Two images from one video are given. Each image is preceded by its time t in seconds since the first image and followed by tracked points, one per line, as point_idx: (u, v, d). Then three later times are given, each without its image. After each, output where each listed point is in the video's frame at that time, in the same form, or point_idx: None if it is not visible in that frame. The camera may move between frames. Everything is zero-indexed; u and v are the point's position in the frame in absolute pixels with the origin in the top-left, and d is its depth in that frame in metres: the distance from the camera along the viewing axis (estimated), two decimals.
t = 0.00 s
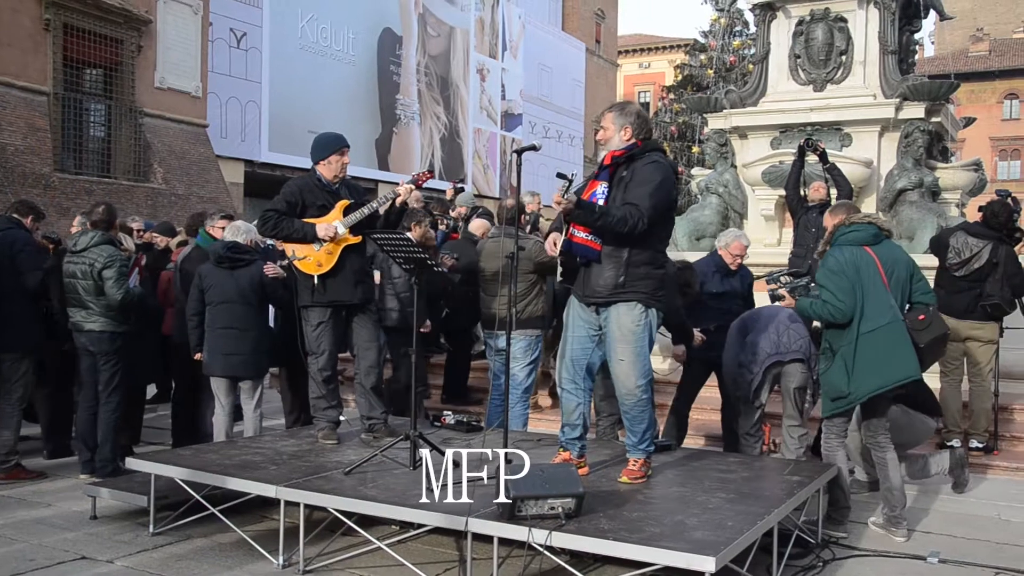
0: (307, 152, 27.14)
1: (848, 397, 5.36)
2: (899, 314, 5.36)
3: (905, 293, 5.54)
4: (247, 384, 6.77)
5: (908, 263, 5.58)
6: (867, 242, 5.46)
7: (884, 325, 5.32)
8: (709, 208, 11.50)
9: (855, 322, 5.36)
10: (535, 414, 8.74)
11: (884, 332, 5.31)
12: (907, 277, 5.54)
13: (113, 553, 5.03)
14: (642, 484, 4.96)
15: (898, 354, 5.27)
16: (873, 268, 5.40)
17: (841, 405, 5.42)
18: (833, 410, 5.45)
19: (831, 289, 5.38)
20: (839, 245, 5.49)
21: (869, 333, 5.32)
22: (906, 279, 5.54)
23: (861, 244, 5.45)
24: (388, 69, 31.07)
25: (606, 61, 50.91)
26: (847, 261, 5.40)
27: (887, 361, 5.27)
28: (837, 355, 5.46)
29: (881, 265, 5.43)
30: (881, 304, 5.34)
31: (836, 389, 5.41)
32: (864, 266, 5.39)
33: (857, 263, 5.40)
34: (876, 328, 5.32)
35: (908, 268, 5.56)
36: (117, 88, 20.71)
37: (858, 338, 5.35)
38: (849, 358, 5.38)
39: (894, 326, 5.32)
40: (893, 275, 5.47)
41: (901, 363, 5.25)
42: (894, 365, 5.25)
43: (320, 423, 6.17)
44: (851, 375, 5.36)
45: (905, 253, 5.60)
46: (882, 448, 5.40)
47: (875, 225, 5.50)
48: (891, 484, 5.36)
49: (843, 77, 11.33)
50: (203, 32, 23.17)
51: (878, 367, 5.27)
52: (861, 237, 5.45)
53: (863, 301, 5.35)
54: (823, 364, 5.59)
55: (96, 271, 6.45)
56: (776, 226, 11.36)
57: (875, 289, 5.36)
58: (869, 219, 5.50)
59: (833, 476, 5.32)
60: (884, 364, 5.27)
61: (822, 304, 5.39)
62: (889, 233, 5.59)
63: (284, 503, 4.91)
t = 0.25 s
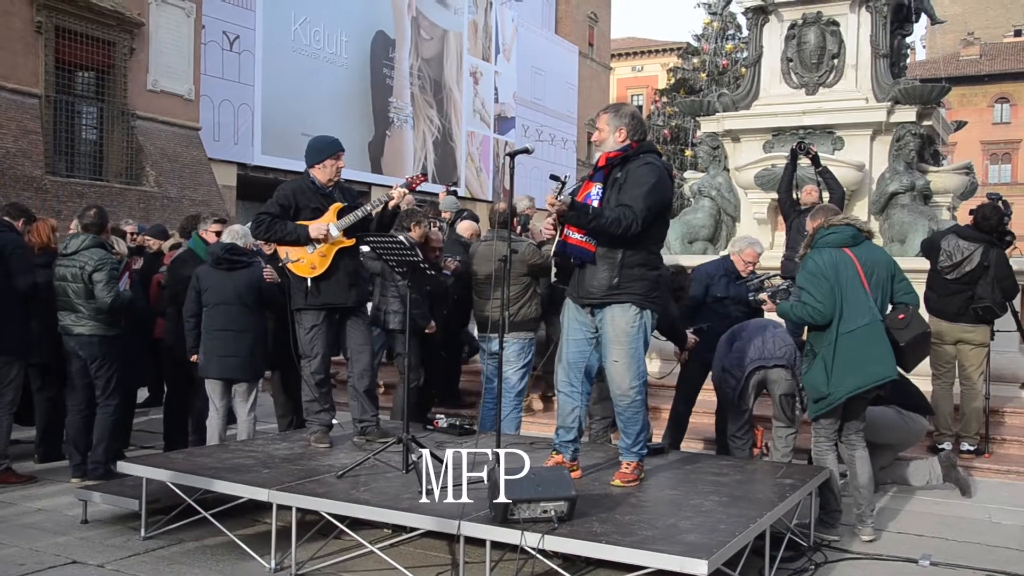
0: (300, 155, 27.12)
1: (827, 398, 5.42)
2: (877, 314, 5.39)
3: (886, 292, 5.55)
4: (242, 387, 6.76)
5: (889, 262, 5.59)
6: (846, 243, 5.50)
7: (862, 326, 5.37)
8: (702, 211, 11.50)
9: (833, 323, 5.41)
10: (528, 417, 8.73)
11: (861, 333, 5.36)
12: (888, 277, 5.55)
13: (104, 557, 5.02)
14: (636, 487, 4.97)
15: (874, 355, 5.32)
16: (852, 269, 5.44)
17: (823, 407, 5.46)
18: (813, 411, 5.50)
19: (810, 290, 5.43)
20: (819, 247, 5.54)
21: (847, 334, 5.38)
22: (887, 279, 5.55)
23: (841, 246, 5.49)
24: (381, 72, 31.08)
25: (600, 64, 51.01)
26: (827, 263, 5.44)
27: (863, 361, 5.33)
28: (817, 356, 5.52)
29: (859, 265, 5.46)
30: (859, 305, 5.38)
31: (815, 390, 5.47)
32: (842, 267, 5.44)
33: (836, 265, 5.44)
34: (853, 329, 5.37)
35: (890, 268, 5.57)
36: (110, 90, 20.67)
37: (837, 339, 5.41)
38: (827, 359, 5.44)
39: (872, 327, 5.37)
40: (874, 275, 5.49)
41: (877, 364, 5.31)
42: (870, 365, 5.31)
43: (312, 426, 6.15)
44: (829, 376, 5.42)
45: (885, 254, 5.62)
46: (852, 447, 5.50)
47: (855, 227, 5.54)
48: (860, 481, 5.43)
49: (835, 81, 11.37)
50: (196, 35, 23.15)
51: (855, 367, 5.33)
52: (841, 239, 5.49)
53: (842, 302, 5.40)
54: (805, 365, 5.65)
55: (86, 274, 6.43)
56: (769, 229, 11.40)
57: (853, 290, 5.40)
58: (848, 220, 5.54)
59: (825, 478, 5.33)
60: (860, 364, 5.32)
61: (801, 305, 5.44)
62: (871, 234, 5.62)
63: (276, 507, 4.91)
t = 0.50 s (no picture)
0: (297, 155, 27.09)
1: (823, 398, 5.44)
2: (874, 316, 5.39)
3: (885, 294, 5.53)
4: (242, 385, 6.77)
5: (890, 264, 5.57)
6: (846, 244, 5.50)
7: (858, 327, 5.37)
8: (699, 210, 11.51)
9: (830, 323, 5.44)
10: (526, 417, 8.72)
11: (857, 333, 5.36)
12: (888, 279, 5.53)
13: (101, 557, 5.01)
14: (633, 486, 4.97)
15: (871, 355, 5.32)
16: (850, 269, 5.44)
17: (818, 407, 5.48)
18: (810, 410, 5.53)
19: (807, 290, 5.47)
20: (819, 246, 5.56)
21: (843, 334, 5.39)
22: (887, 281, 5.53)
23: (840, 246, 5.50)
24: (378, 72, 31.07)
25: (596, 64, 50.99)
26: (825, 263, 5.47)
27: (859, 362, 5.33)
28: (814, 355, 5.55)
29: (858, 266, 5.45)
30: (855, 306, 5.38)
31: (812, 389, 5.49)
32: (840, 268, 5.45)
33: (834, 265, 5.46)
34: (849, 329, 5.38)
35: (890, 270, 5.55)
36: (106, 90, 20.65)
37: (833, 339, 5.43)
38: (824, 359, 5.46)
39: (868, 327, 5.36)
40: (874, 277, 5.47)
41: (873, 364, 5.30)
42: (865, 366, 5.31)
43: (309, 426, 6.14)
44: (825, 375, 5.44)
45: (887, 255, 5.59)
46: (851, 449, 5.51)
47: (856, 228, 5.54)
48: (852, 484, 5.48)
49: (831, 81, 11.38)
50: (192, 35, 23.12)
51: (850, 367, 5.34)
52: (840, 239, 5.50)
53: (839, 302, 5.42)
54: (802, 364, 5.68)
55: (85, 274, 6.44)
56: (766, 229, 11.43)
57: (850, 291, 5.41)
58: (849, 221, 5.54)
59: (822, 476, 5.35)
60: (856, 365, 5.33)
61: (798, 305, 5.49)
62: (872, 235, 5.61)
63: (273, 506, 4.91)
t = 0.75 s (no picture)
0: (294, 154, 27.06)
1: (823, 396, 5.44)
2: (874, 314, 5.38)
3: (887, 293, 5.52)
4: (242, 384, 6.76)
5: (893, 264, 5.56)
6: (849, 243, 5.51)
7: (857, 325, 5.37)
8: (696, 209, 11.54)
9: (830, 321, 5.45)
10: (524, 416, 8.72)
11: (856, 331, 5.36)
12: (891, 278, 5.52)
13: (98, 557, 5.00)
14: (631, 484, 4.97)
15: (870, 354, 5.31)
16: (851, 268, 5.45)
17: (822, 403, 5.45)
18: (809, 408, 5.53)
19: (807, 287, 5.49)
20: (822, 245, 5.57)
21: (842, 332, 5.40)
22: (890, 281, 5.52)
23: (842, 245, 5.51)
24: (375, 70, 31.04)
25: (594, 62, 50.95)
26: (826, 261, 5.48)
27: (857, 360, 5.32)
28: (815, 353, 5.56)
29: (860, 265, 5.45)
30: (855, 304, 5.39)
31: (812, 387, 5.50)
32: (842, 267, 5.46)
33: (835, 264, 5.47)
34: (848, 327, 5.38)
35: (893, 269, 5.54)
36: (103, 89, 20.61)
37: (832, 337, 5.44)
38: (824, 357, 5.48)
39: (867, 326, 5.35)
40: (875, 276, 5.46)
41: (872, 362, 5.29)
42: (864, 364, 5.30)
43: (307, 425, 6.13)
44: (825, 374, 5.46)
45: (890, 256, 5.58)
46: (853, 448, 5.51)
47: (860, 227, 5.54)
48: (853, 483, 5.49)
49: (829, 79, 11.37)
50: (189, 33, 23.08)
51: (849, 365, 5.34)
52: (843, 238, 5.51)
53: (839, 301, 5.42)
54: (803, 363, 5.69)
55: (87, 273, 6.43)
56: (764, 227, 11.44)
57: (850, 290, 5.41)
58: (853, 220, 5.54)
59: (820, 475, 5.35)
60: (855, 363, 5.33)
61: (799, 302, 5.51)
62: (876, 235, 5.60)
63: (271, 506, 4.90)
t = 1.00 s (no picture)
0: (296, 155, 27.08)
1: (823, 395, 5.45)
2: (875, 315, 5.36)
3: (891, 294, 5.50)
4: (245, 386, 6.75)
5: (897, 266, 5.54)
6: (853, 243, 5.50)
7: (857, 325, 5.35)
8: (698, 210, 11.53)
9: (830, 320, 5.45)
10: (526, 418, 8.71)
11: (856, 331, 5.34)
12: (894, 280, 5.50)
13: (100, 559, 5.00)
14: (632, 485, 4.98)
15: (869, 354, 5.29)
16: (854, 268, 5.43)
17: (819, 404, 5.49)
18: (809, 408, 5.54)
19: (808, 287, 5.51)
20: (827, 245, 5.58)
21: (842, 332, 5.39)
22: (894, 282, 5.50)
23: (846, 245, 5.50)
24: (377, 72, 31.06)
25: (595, 64, 50.96)
26: (828, 261, 5.50)
27: (857, 359, 5.31)
28: (816, 353, 5.56)
29: (864, 265, 5.44)
30: (856, 304, 5.37)
31: (813, 387, 5.51)
32: (845, 266, 5.45)
33: (838, 264, 5.47)
34: (848, 327, 5.38)
35: (897, 271, 5.52)
36: (105, 91, 20.64)
37: (832, 337, 5.44)
38: (824, 356, 5.47)
39: (867, 325, 5.33)
40: (879, 277, 5.45)
41: (871, 362, 5.26)
42: (863, 364, 5.28)
43: (308, 427, 6.14)
44: (825, 373, 5.45)
45: (895, 257, 5.55)
46: (856, 450, 5.49)
47: (865, 227, 5.53)
48: (856, 484, 5.47)
49: (830, 80, 11.37)
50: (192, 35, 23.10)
51: (848, 365, 5.33)
52: (847, 238, 5.51)
53: (840, 300, 5.42)
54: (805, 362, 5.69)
55: (92, 275, 6.44)
56: (765, 228, 11.42)
57: (852, 289, 5.40)
58: (858, 220, 5.54)
59: (823, 476, 5.34)
60: (854, 362, 5.31)
61: (801, 300, 5.53)
62: (882, 236, 5.59)
63: (272, 507, 4.90)
